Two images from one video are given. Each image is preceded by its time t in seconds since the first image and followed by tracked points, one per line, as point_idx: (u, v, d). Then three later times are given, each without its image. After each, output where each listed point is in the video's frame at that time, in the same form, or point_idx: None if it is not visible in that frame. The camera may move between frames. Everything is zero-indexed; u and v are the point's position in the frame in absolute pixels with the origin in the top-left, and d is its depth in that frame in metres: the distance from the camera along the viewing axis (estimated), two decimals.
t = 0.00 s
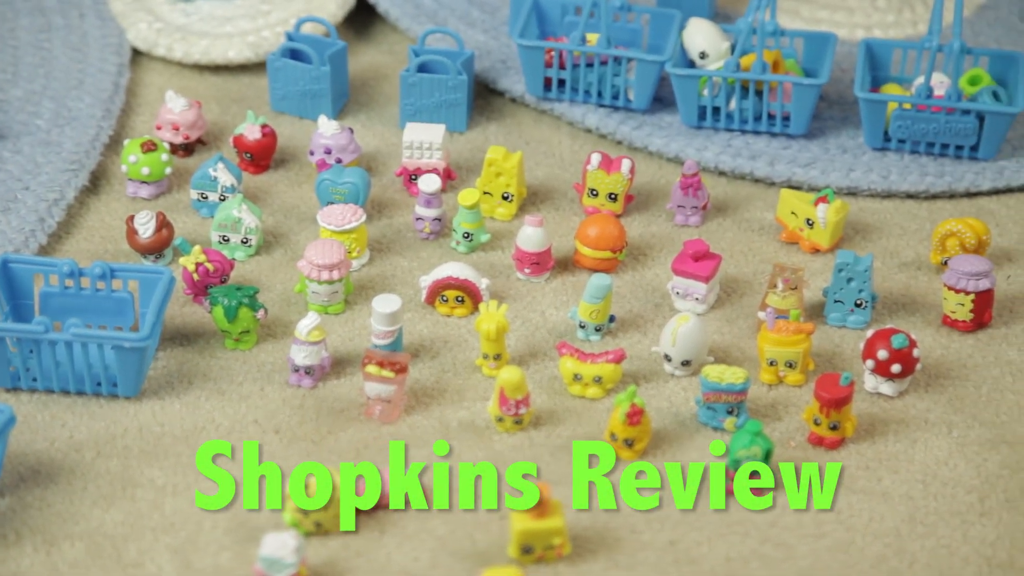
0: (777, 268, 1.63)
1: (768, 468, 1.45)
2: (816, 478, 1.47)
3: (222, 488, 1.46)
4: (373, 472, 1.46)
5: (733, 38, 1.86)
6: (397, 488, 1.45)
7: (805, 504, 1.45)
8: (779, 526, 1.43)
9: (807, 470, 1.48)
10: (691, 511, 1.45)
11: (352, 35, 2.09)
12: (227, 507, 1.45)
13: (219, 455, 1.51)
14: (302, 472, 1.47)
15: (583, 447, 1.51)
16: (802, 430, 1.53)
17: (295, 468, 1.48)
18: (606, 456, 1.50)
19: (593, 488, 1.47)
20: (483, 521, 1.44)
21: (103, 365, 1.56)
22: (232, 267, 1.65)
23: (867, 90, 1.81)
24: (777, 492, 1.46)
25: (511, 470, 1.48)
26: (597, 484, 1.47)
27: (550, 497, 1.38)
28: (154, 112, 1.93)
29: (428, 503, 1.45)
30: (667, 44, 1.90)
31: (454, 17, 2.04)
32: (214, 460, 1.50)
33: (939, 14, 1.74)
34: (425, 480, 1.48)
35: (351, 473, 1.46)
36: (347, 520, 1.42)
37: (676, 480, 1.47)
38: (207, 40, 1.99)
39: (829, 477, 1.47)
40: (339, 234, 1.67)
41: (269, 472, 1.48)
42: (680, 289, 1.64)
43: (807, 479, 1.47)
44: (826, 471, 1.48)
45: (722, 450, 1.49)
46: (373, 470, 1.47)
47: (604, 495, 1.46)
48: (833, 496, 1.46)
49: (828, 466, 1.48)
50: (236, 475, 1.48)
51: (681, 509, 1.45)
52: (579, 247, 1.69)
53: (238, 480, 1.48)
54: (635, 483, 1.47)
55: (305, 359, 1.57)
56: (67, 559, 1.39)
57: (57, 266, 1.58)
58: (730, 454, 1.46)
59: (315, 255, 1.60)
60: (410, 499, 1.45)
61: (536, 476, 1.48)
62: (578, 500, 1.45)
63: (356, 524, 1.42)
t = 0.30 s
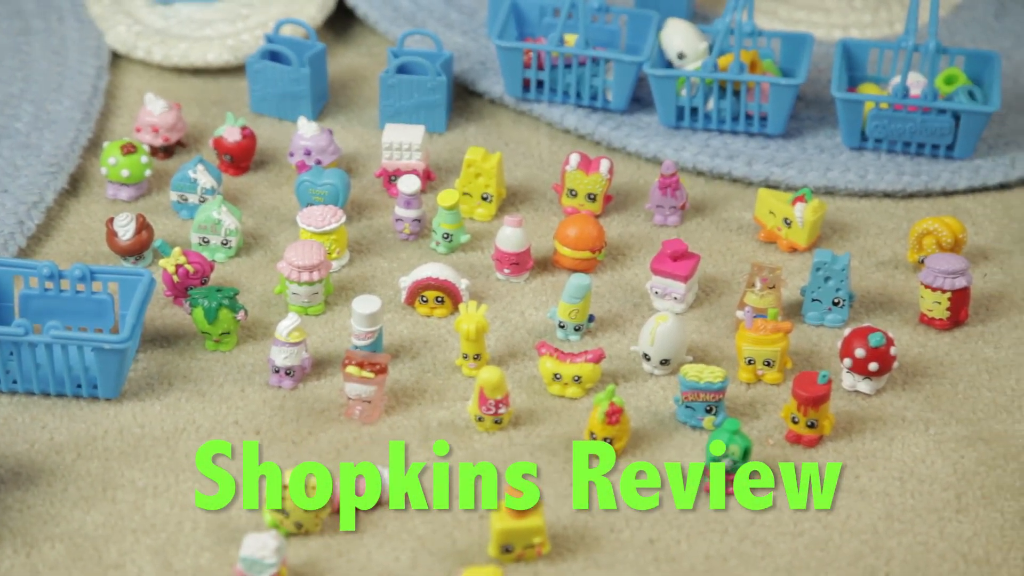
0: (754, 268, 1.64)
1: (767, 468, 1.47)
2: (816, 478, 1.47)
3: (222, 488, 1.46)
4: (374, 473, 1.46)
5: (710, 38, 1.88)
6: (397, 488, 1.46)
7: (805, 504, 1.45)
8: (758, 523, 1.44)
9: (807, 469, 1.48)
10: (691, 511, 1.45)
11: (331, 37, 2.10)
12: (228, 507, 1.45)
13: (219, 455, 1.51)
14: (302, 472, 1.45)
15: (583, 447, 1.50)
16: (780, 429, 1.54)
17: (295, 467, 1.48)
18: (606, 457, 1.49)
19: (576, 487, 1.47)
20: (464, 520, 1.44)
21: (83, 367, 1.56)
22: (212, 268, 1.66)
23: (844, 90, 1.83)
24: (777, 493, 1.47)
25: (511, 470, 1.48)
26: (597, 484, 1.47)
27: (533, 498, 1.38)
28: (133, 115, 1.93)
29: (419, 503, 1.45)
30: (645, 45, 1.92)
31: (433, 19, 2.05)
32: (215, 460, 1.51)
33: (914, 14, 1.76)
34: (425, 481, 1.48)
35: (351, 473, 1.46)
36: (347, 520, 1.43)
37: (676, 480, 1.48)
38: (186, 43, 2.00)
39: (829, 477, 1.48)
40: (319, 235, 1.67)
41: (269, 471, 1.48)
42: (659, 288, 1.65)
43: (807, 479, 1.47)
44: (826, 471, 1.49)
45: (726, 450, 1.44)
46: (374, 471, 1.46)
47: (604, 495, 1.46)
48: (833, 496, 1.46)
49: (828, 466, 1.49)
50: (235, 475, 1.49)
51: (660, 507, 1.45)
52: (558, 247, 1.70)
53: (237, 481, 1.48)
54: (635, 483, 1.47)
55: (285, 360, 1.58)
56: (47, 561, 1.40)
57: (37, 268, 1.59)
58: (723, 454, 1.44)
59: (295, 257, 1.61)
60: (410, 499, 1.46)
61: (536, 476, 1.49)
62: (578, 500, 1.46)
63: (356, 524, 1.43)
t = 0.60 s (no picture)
0: (736, 264, 1.63)
1: (767, 468, 1.48)
2: (816, 478, 1.47)
3: (223, 488, 1.46)
4: (374, 473, 1.47)
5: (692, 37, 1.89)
6: (397, 488, 1.46)
7: (800, 503, 1.45)
8: (740, 520, 1.44)
9: (807, 470, 1.48)
10: (692, 511, 1.45)
11: (314, 37, 2.11)
12: (230, 507, 1.45)
13: (219, 455, 1.51)
14: (303, 473, 1.46)
15: (583, 447, 1.50)
16: (762, 426, 1.54)
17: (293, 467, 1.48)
18: (606, 456, 1.49)
19: (556, 485, 1.47)
20: (447, 519, 1.44)
21: (65, 366, 1.56)
22: (194, 269, 1.66)
23: (825, 88, 1.84)
24: (771, 492, 1.47)
25: (511, 470, 1.48)
26: (597, 484, 1.47)
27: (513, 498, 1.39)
28: (114, 115, 1.93)
29: (415, 503, 1.45)
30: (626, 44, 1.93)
31: (415, 18, 2.06)
32: (212, 460, 1.50)
33: (894, 13, 1.77)
34: (425, 480, 1.48)
35: (352, 473, 1.46)
36: (347, 520, 1.43)
37: (676, 480, 1.47)
38: (168, 43, 2.00)
39: (829, 477, 1.48)
40: (301, 234, 1.68)
41: (267, 469, 1.47)
42: (641, 286, 1.65)
43: (807, 479, 1.47)
44: (826, 472, 1.48)
45: (727, 449, 1.45)
46: (374, 471, 1.47)
47: (604, 495, 1.46)
48: (826, 495, 1.46)
49: (828, 466, 1.49)
50: (238, 476, 1.49)
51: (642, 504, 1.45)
52: (540, 246, 1.70)
53: (237, 480, 1.48)
54: (636, 483, 1.47)
55: (267, 360, 1.57)
56: (29, 561, 1.39)
57: (18, 268, 1.58)
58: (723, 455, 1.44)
59: (277, 256, 1.61)
60: (410, 499, 1.45)
61: (524, 475, 1.48)
62: (578, 500, 1.45)
63: (356, 524, 1.43)
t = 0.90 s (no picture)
0: (719, 263, 1.64)
1: (767, 469, 1.48)
2: (816, 479, 1.47)
3: (222, 488, 1.46)
4: (374, 473, 1.47)
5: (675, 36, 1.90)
6: (397, 489, 1.46)
7: (786, 501, 1.45)
8: (724, 518, 1.44)
9: (807, 470, 1.48)
10: (691, 511, 1.45)
11: (298, 38, 2.12)
12: (229, 506, 1.44)
13: (213, 456, 1.51)
14: (302, 472, 1.46)
15: (584, 447, 1.49)
16: (746, 424, 1.54)
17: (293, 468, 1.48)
18: (606, 456, 1.49)
19: (538, 486, 1.47)
20: (432, 518, 1.44)
21: (49, 367, 1.55)
22: (178, 269, 1.66)
23: (808, 87, 1.85)
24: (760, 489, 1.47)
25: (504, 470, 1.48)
26: (597, 484, 1.47)
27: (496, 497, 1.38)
28: (97, 115, 1.94)
29: (402, 503, 1.45)
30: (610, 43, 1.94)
31: (398, 18, 2.07)
32: (202, 460, 1.50)
33: (876, 12, 1.78)
34: (418, 480, 1.48)
35: (352, 473, 1.46)
36: (347, 520, 1.43)
37: (676, 480, 1.46)
38: (151, 44, 2.01)
39: (820, 476, 1.48)
40: (285, 234, 1.68)
41: (268, 470, 1.45)
42: (625, 285, 1.65)
43: (807, 479, 1.47)
44: (826, 472, 1.48)
45: (723, 448, 1.46)
46: (374, 471, 1.47)
47: (604, 495, 1.45)
48: (812, 493, 1.46)
49: (828, 466, 1.48)
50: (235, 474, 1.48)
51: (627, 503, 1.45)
52: (525, 245, 1.70)
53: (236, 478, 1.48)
54: (635, 483, 1.47)
55: (252, 360, 1.57)
56: (13, 562, 1.38)
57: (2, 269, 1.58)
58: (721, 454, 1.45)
59: (261, 256, 1.61)
60: (409, 499, 1.45)
61: (509, 474, 1.48)
62: (578, 500, 1.45)
63: (356, 524, 1.43)
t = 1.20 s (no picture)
0: (704, 262, 1.64)
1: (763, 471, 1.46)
2: (806, 480, 1.47)
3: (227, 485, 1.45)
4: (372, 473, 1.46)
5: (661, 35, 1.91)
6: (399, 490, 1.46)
7: (773, 500, 1.45)
8: (710, 516, 1.43)
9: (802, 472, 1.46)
10: (678, 510, 1.44)
11: (283, 37, 2.12)
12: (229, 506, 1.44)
13: (202, 457, 1.50)
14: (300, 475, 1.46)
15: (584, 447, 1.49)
16: (732, 423, 1.54)
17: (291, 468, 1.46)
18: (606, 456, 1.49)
19: (525, 484, 1.47)
20: (418, 518, 1.43)
21: (33, 368, 1.55)
22: (163, 269, 1.66)
23: (793, 85, 1.86)
24: (748, 487, 1.46)
25: (489, 473, 1.48)
26: (593, 485, 1.47)
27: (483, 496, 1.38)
28: (82, 115, 1.94)
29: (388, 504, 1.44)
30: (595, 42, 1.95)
31: (384, 17, 2.07)
32: (187, 461, 1.49)
33: (861, 10, 1.79)
34: (416, 480, 1.47)
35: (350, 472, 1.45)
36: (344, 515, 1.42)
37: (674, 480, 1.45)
38: (136, 43, 2.01)
39: (803, 475, 1.48)
40: (270, 234, 1.68)
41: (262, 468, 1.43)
42: (611, 284, 1.66)
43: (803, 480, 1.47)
44: (814, 472, 1.48)
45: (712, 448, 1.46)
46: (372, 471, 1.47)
47: (595, 496, 1.45)
48: (798, 492, 1.46)
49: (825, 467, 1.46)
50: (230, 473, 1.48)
51: (613, 501, 1.45)
52: (511, 244, 1.70)
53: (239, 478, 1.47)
54: (628, 485, 1.47)
55: (237, 360, 1.57)
56: None
57: None
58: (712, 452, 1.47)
59: (247, 256, 1.61)
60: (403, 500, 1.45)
61: (496, 474, 1.48)
62: (570, 501, 1.45)
63: (345, 524, 1.42)
